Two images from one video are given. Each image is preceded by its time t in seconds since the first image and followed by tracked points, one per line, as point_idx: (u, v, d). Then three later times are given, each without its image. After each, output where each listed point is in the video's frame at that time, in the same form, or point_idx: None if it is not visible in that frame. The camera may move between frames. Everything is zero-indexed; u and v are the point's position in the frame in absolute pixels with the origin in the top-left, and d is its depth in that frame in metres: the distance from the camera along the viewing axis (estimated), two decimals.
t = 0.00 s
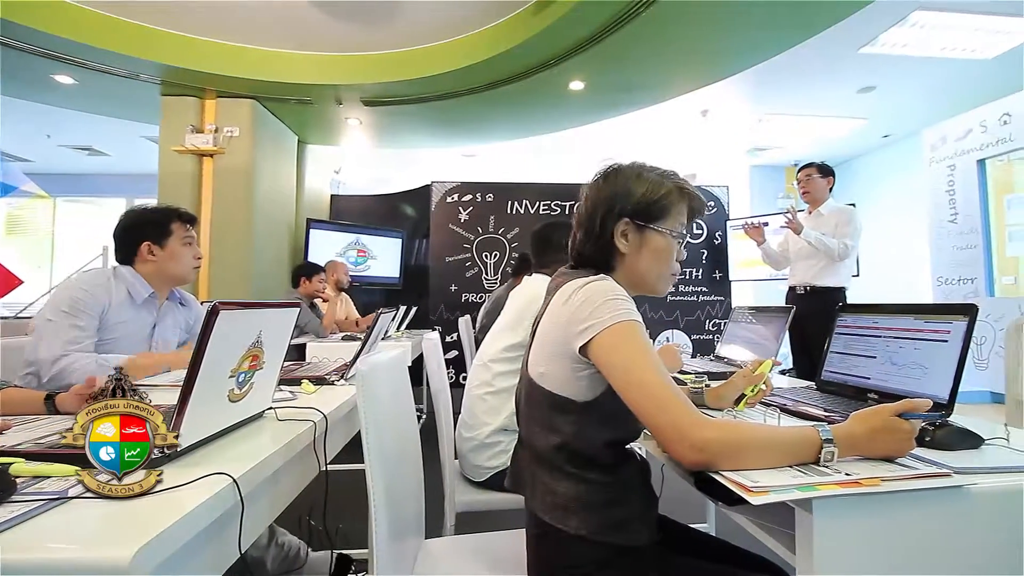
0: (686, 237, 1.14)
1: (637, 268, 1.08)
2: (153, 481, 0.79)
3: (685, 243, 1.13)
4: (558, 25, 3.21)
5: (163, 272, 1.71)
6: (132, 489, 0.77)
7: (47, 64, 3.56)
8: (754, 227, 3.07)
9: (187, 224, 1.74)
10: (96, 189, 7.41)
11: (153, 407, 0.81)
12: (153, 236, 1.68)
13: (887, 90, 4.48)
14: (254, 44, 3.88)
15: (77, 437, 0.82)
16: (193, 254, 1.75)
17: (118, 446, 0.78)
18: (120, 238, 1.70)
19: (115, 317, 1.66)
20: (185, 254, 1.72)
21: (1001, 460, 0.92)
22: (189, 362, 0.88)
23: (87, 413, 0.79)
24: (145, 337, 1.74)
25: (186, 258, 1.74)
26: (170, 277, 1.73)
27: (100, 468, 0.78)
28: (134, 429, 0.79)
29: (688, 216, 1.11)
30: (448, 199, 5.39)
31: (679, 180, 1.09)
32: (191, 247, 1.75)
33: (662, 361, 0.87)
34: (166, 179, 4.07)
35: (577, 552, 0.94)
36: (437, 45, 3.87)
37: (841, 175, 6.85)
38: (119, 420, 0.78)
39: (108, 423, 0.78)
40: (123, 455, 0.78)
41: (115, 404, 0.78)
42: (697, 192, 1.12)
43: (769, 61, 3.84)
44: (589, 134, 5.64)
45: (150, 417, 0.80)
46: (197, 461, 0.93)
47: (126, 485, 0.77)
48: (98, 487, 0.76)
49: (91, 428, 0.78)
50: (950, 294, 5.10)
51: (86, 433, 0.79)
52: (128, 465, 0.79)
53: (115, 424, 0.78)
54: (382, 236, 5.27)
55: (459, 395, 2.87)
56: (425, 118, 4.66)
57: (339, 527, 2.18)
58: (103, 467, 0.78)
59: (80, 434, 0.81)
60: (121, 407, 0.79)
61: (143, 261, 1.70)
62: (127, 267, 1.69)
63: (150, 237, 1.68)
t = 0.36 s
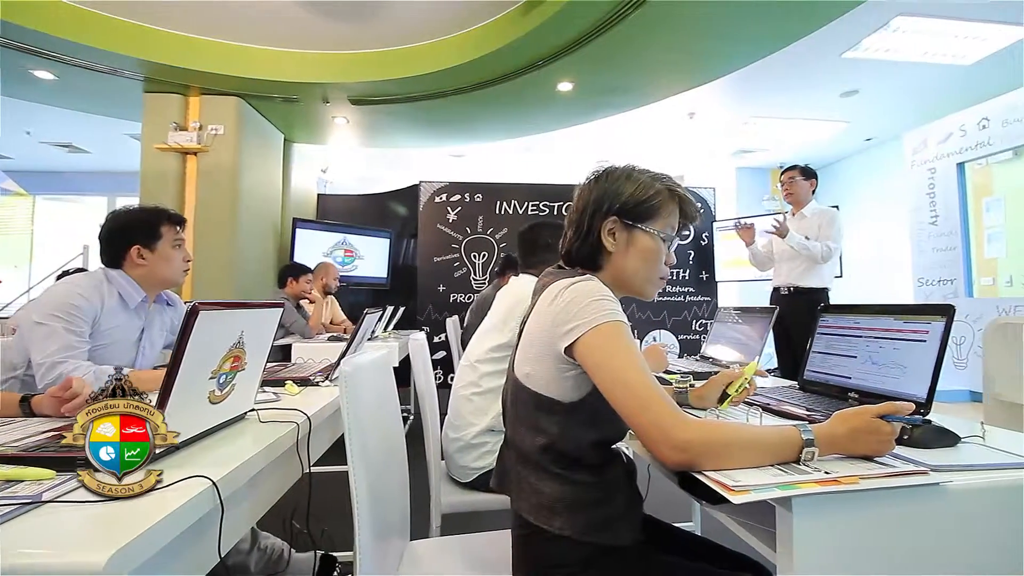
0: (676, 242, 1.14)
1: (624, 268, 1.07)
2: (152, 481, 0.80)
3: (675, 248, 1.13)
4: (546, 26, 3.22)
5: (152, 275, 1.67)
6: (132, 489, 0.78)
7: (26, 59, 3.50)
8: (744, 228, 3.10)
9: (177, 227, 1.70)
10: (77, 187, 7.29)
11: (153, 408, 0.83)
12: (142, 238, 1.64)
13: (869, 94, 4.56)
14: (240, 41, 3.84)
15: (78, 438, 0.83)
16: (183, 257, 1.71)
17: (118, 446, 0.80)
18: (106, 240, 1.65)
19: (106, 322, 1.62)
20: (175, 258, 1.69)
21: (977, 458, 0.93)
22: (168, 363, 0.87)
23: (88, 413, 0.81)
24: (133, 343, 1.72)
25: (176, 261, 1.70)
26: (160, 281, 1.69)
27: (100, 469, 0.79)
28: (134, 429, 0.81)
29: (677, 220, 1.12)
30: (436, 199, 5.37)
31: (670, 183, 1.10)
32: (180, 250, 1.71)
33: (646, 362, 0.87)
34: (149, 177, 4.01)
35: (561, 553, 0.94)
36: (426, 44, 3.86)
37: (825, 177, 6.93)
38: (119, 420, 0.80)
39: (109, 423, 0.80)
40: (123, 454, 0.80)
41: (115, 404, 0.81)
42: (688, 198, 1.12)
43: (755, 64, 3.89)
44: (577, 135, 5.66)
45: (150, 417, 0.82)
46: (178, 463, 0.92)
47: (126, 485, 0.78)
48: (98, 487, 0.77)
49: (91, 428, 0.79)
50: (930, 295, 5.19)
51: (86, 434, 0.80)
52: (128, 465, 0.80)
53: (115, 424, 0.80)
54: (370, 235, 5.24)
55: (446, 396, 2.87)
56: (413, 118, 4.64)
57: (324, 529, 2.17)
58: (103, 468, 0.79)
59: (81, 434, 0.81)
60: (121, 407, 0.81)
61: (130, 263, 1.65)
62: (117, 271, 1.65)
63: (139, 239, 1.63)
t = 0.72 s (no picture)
0: (666, 244, 1.15)
1: (614, 270, 1.08)
2: (151, 481, 0.81)
3: (665, 251, 1.14)
4: (537, 26, 3.22)
5: (136, 277, 1.65)
6: (131, 489, 0.78)
7: (8, 55, 3.44)
8: (727, 233, 3.12)
9: (163, 228, 1.68)
10: (61, 186, 7.18)
11: (152, 408, 0.85)
12: (127, 239, 1.62)
13: (856, 97, 4.61)
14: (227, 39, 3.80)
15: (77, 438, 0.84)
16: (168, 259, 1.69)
17: (118, 446, 0.81)
18: (90, 238, 1.63)
19: (89, 324, 1.60)
20: (160, 260, 1.67)
21: (958, 456, 0.95)
22: (152, 364, 0.87)
23: (87, 413, 0.82)
24: (118, 344, 1.69)
25: (161, 263, 1.68)
26: (144, 283, 1.67)
27: (100, 469, 0.81)
28: (135, 429, 0.82)
29: (669, 222, 1.12)
30: (427, 199, 5.36)
31: (662, 187, 1.10)
32: (166, 252, 1.69)
33: (634, 362, 0.87)
34: (134, 176, 3.97)
35: (549, 553, 0.94)
36: (416, 44, 3.85)
37: (812, 179, 7.00)
38: (119, 420, 0.81)
39: (109, 423, 0.81)
40: (123, 454, 0.81)
41: (116, 404, 0.82)
42: (680, 201, 1.13)
43: (744, 67, 3.92)
44: (567, 136, 5.68)
45: (150, 417, 0.83)
46: (164, 465, 0.91)
47: (125, 485, 0.78)
48: (98, 487, 0.78)
49: (91, 428, 0.80)
50: (915, 295, 5.26)
51: (85, 434, 0.81)
52: (127, 465, 0.82)
53: (115, 424, 0.81)
54: (359, 235, 5.22)
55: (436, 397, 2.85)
56: (404, 117, 4.63)
57: (313, 531, 2.15)
58: (103, 468, 0.81)
59: (81, 434, 0.82)
60: (121, 407, 0.82)
61: (113, 264, 1.63)
62: (101, 272, 1.63)
63: (123, 240, 1.61)
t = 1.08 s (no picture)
0: (659, 247, 1.15)
1: (607, 271, 1.08)
2: (151, 481, 0.81)
3: (658, 253, 1.14)
4: (530, 27, 3.22)
5: (128, 278, 1.63)
6: (131, 489, 0.79)
7: None
8: (720, 235, 3.15)
9: (156, 229, 1.64)
10: (50, 185, 7.11)
11: (151, 409, 0.85)
12: (118, 240, 1.59)
13: (847, 100, 4.64)
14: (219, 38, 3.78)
15: (77, 438, 0.84)
16: (161, 261, 1.66)
17: (118, 446, 0.81)
18: (82, 237, 1.60)
19: (78, 325, 1.59)
20: (152, 262, 1.64)
21: (946, 456, 0.96)
22: (141, 365, 0.87)
23: (86, 413, 0.81)
24: (108, 346, 1.68)
25: (153, 265, 1.66)
26: (135, 284, 1.65)
27: (100, 468, 0.81)
28: (135, 429, 0.82)
29: (662, 225, 1.13)
30: (421, 199, 5.35)
31: (656, 189, 1.11)
32: (159, 253, 1.66)
33: (627, 363, 0.88)
34: (125, 175, 3.94)
35: (541, 554, 0.94)
36: (410, 43, 3.85)
37: (804, 181, 7.04)
38: (119, 420, 0.81)
39: (108, 423, 0.81)
40: (124, 455, 0.81)
41: (116, 404, 0.82)
42: (673, 204, 1.13)
43: (736, 69, 3.93)
44: (561, 137, 5.68)
45: (150, 417, 0.84)
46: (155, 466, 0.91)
47: (126, 486, 0.79)
48: (98, 487, 0.78)
49: (91, 428, 0.80)
50: (905, 296, 5.29)
51: (85, 434, 0.81)
52: (127, 465, 0.82)
53: (115, 424, 0.81)
54: (352, 236, 5.20)
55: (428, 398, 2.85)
56: (397, 118, 4.62)
57: (305, 533, 2.14)
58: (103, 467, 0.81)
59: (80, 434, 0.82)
60: (121, 407, 0.82)
61: (104, 264, 1.60)
62: (91, 272, 1.61)
63: (114, 241, 1.59)
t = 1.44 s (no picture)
0: (652, 249, 1.15)
1: (599, 273, 1.08)
2: (152, 481, 0.81)
3: (650, 255, 1.15)
4: (523, 28, 3.23)
5: (118, 279, 1.61)
6: (132, 489, 0.79)
7: None
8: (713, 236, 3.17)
9: (147, 230, 1.63)
10: (40, 184, 7.05)
11: (151, 408, 0.85)
12: (109, 241, 1.58)
13: (838, 102, 4.68)
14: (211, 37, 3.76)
15: (78, 437, 0.84)
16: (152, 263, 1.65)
17: (118, 446, 0.81)
18: (73, 238, 1.59)
19: (66, 326, 1.58)
20: (143, 263, 1.62)
21: (934, 456, 0.97)
22: (128, 364, 0.87)
23: (86, 413, 0.81)
24: (98, 348, 1.67)
25: (144, 266, 1.64)
26: (125, 285, 1.63)
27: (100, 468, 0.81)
28: (135, 429, 0.82)
29: (655, 228, 1.13)
30: (414, 199, 5.34)
31: (649, 192, 1.11)
32: (150, 254, 1.65)
33: (619, 365, 0.88)
34: (115, 174, 3.90)
35: (533, 554, 0.94)
36: (403, 43, 3.84)
37: (796, 182, 7.09)
38: (119, 420, 0.81)
39: (109, 423, 0.81)
40: (124, 455, 0.81)
41: (115, 405, 0.82)
42: (666, 207, 1.14)
43: (729, 71, 3.95)
44: (554, 138, 5.68)
45: (149, 417, 0.84)
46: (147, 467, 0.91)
47: (126, 486, 0.79)
48: (98, 488, 0.78)
49: (91, 428, 0.80)
50: (894, 298, 5.31)
51: (85, 433, 0.81)
52: (128, 465, 0.81)
53: (115, 424, 0.81)
54: (345, 236, 5.18)
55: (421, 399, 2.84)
56: (391, 118, 4.61)
57: (296, 534, 2.13)
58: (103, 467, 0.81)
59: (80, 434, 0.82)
60: (121, 407, 0.82)
61: (94, 266, 1.59)
62: (81, 273, 1.59)
63: (105, 242, 1.57)
